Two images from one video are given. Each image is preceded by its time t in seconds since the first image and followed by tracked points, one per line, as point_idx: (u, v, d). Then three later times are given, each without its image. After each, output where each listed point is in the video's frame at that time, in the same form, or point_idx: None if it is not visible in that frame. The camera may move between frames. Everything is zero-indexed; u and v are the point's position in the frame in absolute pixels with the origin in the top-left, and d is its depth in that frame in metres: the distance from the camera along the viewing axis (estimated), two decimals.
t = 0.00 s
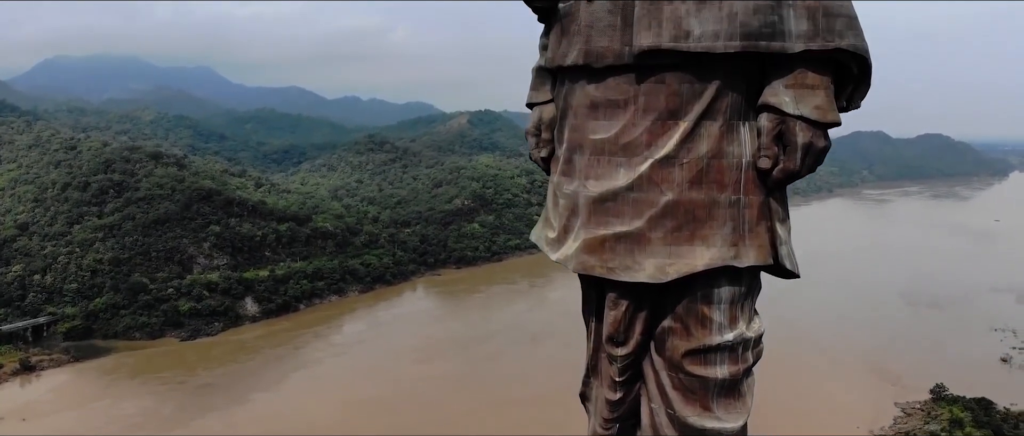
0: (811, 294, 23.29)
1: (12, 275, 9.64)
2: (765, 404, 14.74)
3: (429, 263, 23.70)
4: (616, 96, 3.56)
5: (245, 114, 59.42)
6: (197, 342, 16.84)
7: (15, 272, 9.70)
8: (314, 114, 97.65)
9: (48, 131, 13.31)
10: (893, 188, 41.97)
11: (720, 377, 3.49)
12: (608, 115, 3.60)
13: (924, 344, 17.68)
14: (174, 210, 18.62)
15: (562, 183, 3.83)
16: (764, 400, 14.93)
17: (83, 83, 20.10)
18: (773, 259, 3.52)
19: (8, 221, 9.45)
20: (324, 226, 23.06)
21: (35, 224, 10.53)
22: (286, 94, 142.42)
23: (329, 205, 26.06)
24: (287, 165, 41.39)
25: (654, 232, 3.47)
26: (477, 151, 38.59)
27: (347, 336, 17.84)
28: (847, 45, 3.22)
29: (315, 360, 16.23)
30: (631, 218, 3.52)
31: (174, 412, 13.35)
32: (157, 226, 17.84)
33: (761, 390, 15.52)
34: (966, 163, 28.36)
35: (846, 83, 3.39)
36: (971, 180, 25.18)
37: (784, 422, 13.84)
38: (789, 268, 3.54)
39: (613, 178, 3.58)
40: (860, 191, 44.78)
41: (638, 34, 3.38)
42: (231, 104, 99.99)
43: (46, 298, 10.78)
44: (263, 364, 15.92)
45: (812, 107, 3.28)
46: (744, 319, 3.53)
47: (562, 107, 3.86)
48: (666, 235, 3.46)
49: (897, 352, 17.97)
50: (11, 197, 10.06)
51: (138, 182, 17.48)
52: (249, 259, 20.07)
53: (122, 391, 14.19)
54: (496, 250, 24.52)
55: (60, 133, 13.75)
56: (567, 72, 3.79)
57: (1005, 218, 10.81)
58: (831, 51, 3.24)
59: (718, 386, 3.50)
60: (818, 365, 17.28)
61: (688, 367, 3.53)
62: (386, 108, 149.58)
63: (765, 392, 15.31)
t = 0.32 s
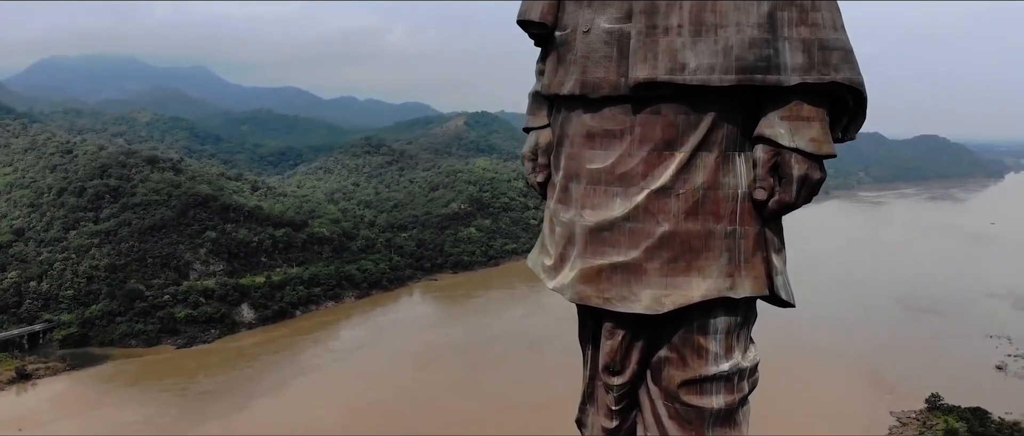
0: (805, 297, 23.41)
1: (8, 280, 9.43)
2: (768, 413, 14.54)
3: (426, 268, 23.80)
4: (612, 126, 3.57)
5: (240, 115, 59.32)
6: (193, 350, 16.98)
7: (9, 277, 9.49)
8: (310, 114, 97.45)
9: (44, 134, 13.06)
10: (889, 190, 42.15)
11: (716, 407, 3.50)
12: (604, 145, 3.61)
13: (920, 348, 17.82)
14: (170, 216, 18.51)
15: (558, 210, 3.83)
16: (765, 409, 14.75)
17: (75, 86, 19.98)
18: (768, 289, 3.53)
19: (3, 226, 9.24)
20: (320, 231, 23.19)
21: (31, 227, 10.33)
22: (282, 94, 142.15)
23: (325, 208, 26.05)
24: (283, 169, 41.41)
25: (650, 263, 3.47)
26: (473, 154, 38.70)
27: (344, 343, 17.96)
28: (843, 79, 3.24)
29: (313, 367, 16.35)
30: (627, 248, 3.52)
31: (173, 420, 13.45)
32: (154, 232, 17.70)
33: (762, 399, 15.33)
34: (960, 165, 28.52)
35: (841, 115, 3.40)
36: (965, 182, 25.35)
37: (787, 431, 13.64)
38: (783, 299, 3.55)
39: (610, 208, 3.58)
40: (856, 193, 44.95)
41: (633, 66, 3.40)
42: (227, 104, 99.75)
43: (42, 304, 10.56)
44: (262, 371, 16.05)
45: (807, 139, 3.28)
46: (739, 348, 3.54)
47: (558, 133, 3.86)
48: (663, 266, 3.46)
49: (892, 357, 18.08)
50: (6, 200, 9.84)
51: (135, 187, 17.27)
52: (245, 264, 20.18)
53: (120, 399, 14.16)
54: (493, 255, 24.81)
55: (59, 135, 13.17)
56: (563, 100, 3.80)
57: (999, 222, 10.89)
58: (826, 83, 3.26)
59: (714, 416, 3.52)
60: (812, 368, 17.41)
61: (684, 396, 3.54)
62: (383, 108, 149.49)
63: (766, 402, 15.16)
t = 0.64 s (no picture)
0: (797, 300, 23.55)
1: None
2: (765, 420, 14.46)
3: (417, 273, 23.82)
4: (603, 156, 3.58)
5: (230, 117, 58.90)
6: (184, 359, 16.79)
7: None
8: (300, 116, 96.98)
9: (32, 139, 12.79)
10: (878, 191, 42.40)
11: None
12: (595, 176, 3.62)
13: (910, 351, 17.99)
14: (160, 222, 18.35)
15: (550, 238, 3.83)
16: (762, 417, 14.67)
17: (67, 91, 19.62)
18: (759, 320, 3.55)
19: None
20: (310, 236, 23.18)
21: (21, 234, 10.14)
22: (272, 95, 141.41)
23: (316, 213, 26.00)
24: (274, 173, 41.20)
25: (641, 294, 3.48)
26: (465, 157, 38.69)
27: (337, 350, 17.92)
28: (832, 112, 3.26)
29: (306, 374, 16.32)
30: (618, 278, 3.53)
31: (167, 429, 13.39)
32: (144, 239, 17.51)
33: (759, 405, 15.26)
34: (949, 168, 28.72)
35: (830, 147, 3.42)
36: (954, 185, 25.54)
37: None
38: (773, 329, 3.57)
39: (602, 238, 3.59)
40: (846, 195, 45.19)
41: (624, 98, 3.41)
42: (216, 105, 99.01)
43: (32, 313, 10.39)
44: (255, 379, 16.00)
45: (796, 172, 3.29)
46: (730, 378, 3.55)
47: (550, 160, 3.87)
48: (654, 297, 3.46)
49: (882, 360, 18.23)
50: None
51: (124, 193, 17.06)
52: (235, 271, 20.12)
53: (113, 408, 14.04)
54: (484, 260, 24.93)
55: (47, 140, 13.10)
56: (554, 128, 3.80)
57: (987, 224, 11.06)
58: (816, 117, 3.27)
59: None
60: (804, 372, 17.50)
61: (674, 427, 3.57)
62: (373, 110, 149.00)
63: (762, 409, 15.11)
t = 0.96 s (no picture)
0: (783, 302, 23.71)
1: None
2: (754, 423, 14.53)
3: (405, 279, 23.82)
4: (591, 187, 3.58)
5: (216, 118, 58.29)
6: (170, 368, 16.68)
7: None
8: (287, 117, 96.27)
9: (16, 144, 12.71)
10: (864, 193, 42.75)
11: None
12: (582, 206, 3.62)
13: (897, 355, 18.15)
14: (146, 229, 18.19)
15: (538, 267, 3.83)
16: (751, 419, 14.74)
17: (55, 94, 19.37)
18: (745, 349, 3.57)
19: None
20: (297, 243, 23.05)
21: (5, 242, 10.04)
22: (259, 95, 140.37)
23: (303, 218, 25.87)
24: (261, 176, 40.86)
25: (629, 326, 3.48)
26: (453, 160, 38.70)
27: (327, 357, 17.85)
28: (817, 145, 3.28)
29: (296, 382, 16.23)
30: (606, 309, 3.53)
31: None
32: (130, 247, 17.36)
33: (749, 409, 15.33)
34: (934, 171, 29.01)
35: (815, 179, 3.44)
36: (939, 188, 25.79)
37: None
38: (759, 358, 3.59)
39: (590, 268, 3.59)
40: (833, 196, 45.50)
41: (611, 130, 3.42)
42: (202, 106, 97.95)
43: (17, 322, 10.27)
44: (244, 387, 15.89)
45: (782, 204, 3.30)
46: (717, 407, 3.58)
47: (538, 189, 3.87)
48: (641, 328, 3.47)
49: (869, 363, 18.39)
50: None
51: (109, 199, 16.93)
52: (222, 279, 19.99)
53: (103, 416, 13.85)
54: (472, 265, 25.02)
55: (33, 145, 12.95)
56: (542, 157, 3.80)
57: (973, 227, 11.32)
58: (801, 150, 3.29)
59: None
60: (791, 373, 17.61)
61: None
62: (361, 110, 148.31)
63: (751, 411, 15.19)
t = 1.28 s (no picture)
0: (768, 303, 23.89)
1: None
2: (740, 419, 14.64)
3: (391, 285, 23.81)
4: (577, 217, 3.59)
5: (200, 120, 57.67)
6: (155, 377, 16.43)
7: None
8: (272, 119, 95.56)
9: None
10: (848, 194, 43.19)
11: None
12: (568, 235, 3.62)
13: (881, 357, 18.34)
14: (129, 237, 17.90)
15: (524, 295, 3.83)
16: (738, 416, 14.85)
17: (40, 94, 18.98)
18: (729, 378, 3.59)
19: None
20: (282, 249, 22.86)
21: None
22: (244, 97, 139.24)
23: (288, 224, 25.70)
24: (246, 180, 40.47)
25: (615, 356, 3.49)
26: (439, 163, 38.74)
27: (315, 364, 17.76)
28: (800, 178, 3.30)
29: (285, 390, 16.12)
30: (592, 339, 3.54)
31: None
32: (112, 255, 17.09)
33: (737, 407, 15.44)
34: (917, 174, 29.38)
35: (798, 210, 3.47)
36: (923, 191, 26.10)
37: None
38: (743, 387, 3.61)
39: (576, 298, 3.59)
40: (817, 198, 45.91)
41: (597, 161, 3.42)
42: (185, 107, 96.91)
43: None
44: (232, 396, 15.77)
45: (766, 235, 3.31)
46: None
47: (524, 216, 3.87)
48: (627, 359, 3.48)
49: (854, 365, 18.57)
50: None
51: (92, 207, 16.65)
52: (206, 287, 19.78)
53: (89, 424, 13.68)
54: (459, 270, 25.15)
55: (14, 150, 12.72)
56: (529, 185, 3.80)
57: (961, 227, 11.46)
58: (785, 182, 3.31)
59: None
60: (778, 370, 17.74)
61: None
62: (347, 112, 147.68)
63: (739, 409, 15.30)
